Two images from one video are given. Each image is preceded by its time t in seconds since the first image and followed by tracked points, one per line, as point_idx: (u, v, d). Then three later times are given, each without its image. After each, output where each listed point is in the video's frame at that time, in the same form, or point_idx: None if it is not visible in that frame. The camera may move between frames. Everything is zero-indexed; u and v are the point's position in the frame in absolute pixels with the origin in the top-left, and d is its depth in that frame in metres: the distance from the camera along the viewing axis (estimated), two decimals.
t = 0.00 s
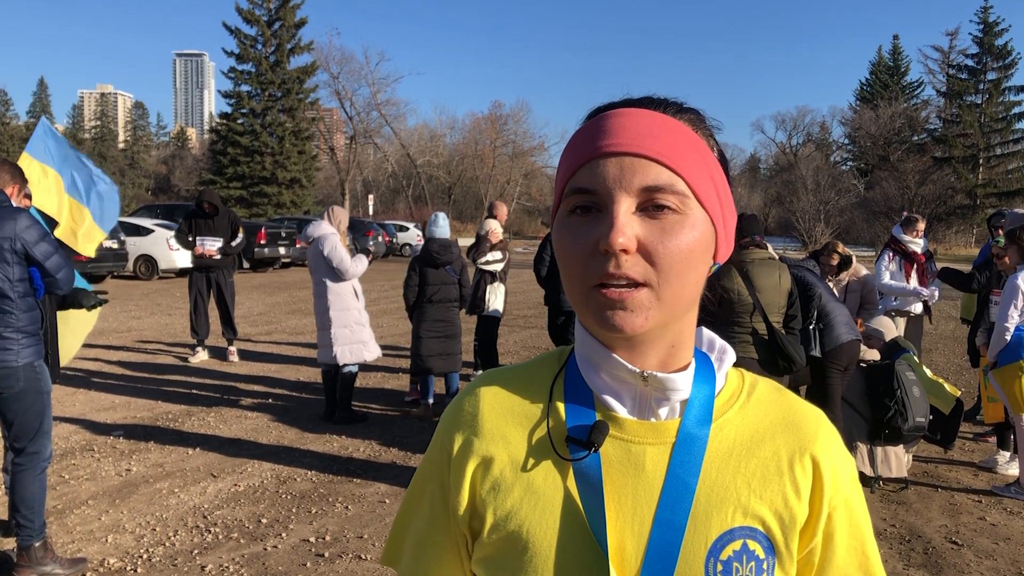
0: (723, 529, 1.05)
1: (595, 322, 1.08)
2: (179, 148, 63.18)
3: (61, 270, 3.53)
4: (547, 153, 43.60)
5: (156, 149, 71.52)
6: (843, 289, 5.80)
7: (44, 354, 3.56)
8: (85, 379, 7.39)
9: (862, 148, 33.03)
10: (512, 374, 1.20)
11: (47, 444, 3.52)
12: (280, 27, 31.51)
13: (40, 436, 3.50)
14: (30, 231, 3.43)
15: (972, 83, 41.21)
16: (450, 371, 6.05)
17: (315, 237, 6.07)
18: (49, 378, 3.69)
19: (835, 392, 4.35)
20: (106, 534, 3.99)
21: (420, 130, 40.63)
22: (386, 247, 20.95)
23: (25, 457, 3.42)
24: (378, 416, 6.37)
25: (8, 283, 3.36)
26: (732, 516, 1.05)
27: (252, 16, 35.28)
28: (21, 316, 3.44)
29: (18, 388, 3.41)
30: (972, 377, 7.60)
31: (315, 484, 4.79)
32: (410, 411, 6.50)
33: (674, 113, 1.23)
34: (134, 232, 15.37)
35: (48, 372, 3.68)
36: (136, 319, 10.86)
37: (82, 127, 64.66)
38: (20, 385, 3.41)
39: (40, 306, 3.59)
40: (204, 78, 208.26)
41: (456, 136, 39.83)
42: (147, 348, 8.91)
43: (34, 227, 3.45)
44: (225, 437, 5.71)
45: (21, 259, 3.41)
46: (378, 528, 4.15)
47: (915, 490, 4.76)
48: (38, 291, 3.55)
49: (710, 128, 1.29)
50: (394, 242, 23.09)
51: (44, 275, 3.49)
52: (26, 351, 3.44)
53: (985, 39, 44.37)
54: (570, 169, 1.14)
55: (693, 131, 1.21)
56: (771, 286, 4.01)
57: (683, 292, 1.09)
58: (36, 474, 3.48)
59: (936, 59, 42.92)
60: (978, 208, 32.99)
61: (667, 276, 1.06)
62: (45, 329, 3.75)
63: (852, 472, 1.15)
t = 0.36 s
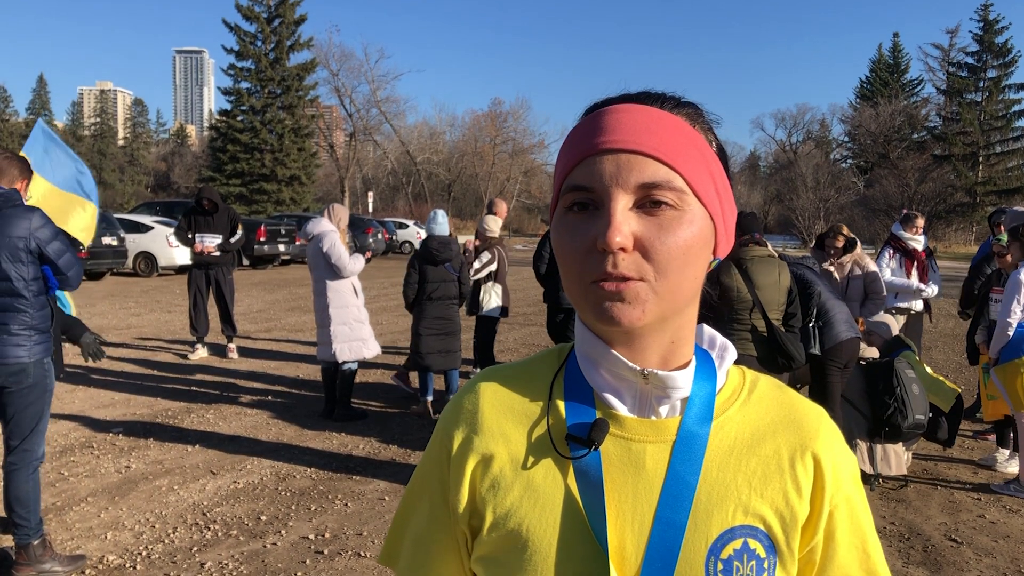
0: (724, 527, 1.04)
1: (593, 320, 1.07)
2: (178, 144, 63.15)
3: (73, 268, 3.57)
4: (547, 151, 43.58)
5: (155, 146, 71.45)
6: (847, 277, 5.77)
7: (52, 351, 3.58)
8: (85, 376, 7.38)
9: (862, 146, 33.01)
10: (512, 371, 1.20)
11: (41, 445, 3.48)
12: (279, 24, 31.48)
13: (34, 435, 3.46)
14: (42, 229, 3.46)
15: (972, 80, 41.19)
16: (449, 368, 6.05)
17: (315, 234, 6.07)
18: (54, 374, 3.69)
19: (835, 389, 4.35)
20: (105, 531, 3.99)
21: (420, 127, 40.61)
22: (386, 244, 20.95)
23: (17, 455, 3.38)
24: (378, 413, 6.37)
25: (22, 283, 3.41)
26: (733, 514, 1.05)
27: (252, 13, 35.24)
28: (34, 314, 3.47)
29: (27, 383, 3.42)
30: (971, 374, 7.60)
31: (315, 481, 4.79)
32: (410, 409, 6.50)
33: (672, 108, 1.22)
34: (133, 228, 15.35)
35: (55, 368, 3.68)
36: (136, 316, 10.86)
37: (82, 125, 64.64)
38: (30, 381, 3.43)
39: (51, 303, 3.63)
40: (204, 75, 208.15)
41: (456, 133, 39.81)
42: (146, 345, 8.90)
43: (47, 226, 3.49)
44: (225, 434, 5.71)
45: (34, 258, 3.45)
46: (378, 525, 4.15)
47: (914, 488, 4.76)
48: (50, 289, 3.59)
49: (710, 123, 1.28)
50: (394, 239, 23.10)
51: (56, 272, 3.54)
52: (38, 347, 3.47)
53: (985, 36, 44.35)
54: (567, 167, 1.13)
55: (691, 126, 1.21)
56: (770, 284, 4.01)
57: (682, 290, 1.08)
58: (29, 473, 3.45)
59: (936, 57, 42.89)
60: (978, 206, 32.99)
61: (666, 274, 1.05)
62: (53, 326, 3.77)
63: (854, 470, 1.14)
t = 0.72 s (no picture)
0: (725, 525, 1.05)
1: (593, 322, 1.08)
2: (177, 144, 63.13)
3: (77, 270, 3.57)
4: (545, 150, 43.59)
5: (153, 145, 71.37)
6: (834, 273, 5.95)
7: (54, 351, 3.57)
8: (83, 375, 7.37)
9: (860, 146, 33.04)
10: (511, 372, 1.20)
11: (39, 445, 3.46)
12: (278, 23, 31.46)
13: (33, 435, 3.45)
14: (48, 231, 3.47)
15: (971, 80, 41.23)
16: (449, 367, 6.06)
17: (315, 233, 6.05)
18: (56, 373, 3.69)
19: (832, 388, 4.36)
20: (104, 531, 3.98)
21: (419, 127, 40.60)
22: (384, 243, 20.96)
23: (16, 455, 3.36)
24: (377, 413, 6.37)
25: (26, 285, 3.42)
26: (733, 513, 1.05)
27: (250, 12, 35.21)
28: (36, 315, 3.47)
29: (29, 382, 3.42)
30: (970, 374, 7.61)
31: (313, 481, 4.79)
32: (409, 408, 6.50)
33: (667, 110, 1.22)
34: (132, 228, 15.32)
35: (56, 366, 3.68)
36: (134, 315, 10.85)
37: (80, 124, 64.58)
38: (31, 382, 3.42)
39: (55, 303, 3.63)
40: (203, 74, 208.13)
41: (455, 132, 39.80)
42: (145, 345, 8.89)
43: (53, 228, 3.49)
44: (224, 433, 5.71)
45: (38, 260, 3.46)
46: (377, 524, 4.15)
47: (913, 487, 4.76)
48: (54, 290, 3.59)
49: (704, 123, 1.28)
50: (393, 238, 23.10)
51: (61, 274, 3.54)
52: (39, 348, 3.46)
53: (983, 36, 44.39)
54: (565, 171, 1.13)
55: (687, 127, 1.21)
56: (768, 283, 3.99)
57: (681, 290, 1.08)
58: (27, 473, 3.42)
59: (934, 56, 42.92)
60: (976, 206, 33.01)
61: (665, 275, 1.05)
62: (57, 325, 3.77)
63: (851, 468, 1.15)
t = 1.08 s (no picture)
0: (718, 529, 1.05)
1: (590, 321, 1.08)
2: (176, 144, 63.06)
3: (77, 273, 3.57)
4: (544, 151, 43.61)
5: (151, 146, 71.28)
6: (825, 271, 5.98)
7: (53, 353, 3.57)
8: (82, 376, 7.36)
9: (859, 147, 33.07)
10: (507, 372, 1.20)
11: (38, 446, 3.46)
12: (276, 24, 31.45)
13: (32, 436, 3.44)
14: (47, 233, 3.47)
15: (969, 82, 41.31)
16: (446, 369, 6.06)
17: (315, 234, 6.06)
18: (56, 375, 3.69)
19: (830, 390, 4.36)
20: (102, 532, 3.98)
21: (417, 128, 40.60)
22: (383, 244, 20.95)
23: (15, 455, 3.36)
24: (375, 414, 6.37)
25: (26, 287, 3.42)
26: (727, 515, 1.05)
27: (249, 13, 35.20)
28: (36, 316, 3.47)
29: (28, 383, 3.42)
30: (968, 376, 7.62)
31: (311, 482, 4.79)
32: (407, 409, 6.50)
33: (667, 110, 1.22)
34: (131, 229, 15.31)
35: (54, 368, 3.68)
36: (132, 316, 10.85)
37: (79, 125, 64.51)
38: (30, 382, 3.42)
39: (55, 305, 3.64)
40: (202, 75, 208.15)
41: (453, 133, 39.81)
42: (143, 346, 8.88)
43: (52, 230, 3.49)
44: (222, 434, 5.71)
45: (38, 262, 3.46)
46: (375, 526, 4.15)
47: (911, 489, 4.77)
48: (54, 292, 3.60)
49: (704, 125, 1.28)
50: (391, 240, 23.11)
51: (60, 276, 3.54)
52: (39, 349, 3.46)
53: (981, 38, 44.46)
54: (563, 169, 1.14)
55: (686, 127, 1.21)
56: (766, 285, 4.00)
57: (678, 291, 1.08)
58: (27, 474, 3.42)
59: (933, 58, 43.00)
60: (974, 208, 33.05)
61: (662, 275, 1.06)
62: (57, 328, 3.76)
63: (847, 471, 1.15)
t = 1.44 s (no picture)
0: (716, 532, 1.05)
1: (587, 327, 1.08)
2: (175, 146, 63.07)
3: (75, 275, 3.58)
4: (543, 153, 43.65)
5: (150, 148, 71.24)
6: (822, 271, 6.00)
7: (51, 355, 3.56)
8: (80, 378, 7.35)
9: (857, 149, 33.11)
10: (506, 375, 1.20)
11: (37, 447, 3.45)
12: (275, 26, 31.46)
13: (31, 438, 3.44)
14: (48, 235, 3.47)
15: (967, 84, 41.40)
16: (445, 371, 6.06)
17: (315, 235, 6.06)
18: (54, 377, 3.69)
19: (828, 391, 4.37)
20: (100, 534, 3.97)
21: (416, 129, 40.63)
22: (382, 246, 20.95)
23: (14, 457, 3.35)
24: (374, 415, 6.37)
25: (26, 289, 3.42)
26: (725, 518, 1.06)
27: (248, 15, 35.23)
28: (35, 318, 3.46)
29: (28, 385, 3.41)
30: (966, 377, 7.64)
31: (310, 484, 4.78)
32: (406, 411, 6.50)
33: (666, 115, 1.23)
34: (129, 230, 15.31)
35: (53, 369, 3.68)
36: (130, 318, 10.83)
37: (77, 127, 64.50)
38: (29, 384, 3.42)
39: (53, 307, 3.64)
40: (201, 77, 208.23)
41: (452, 135, 39.84)
42: (141, 348, 8.87)
43: (52, 232, 3.49)
44: (221, 436, 5.70)
45: (37, 264, 3.46)
46: (374, 527, 4.15)
47: (909, 491, 4.77)
48: (53, 294, 3.60)
49: (704, 128, 1.29)
50: (389, 242, 23.08)
51: (58, 278, 3.55)
52: (38, 351, 3.45)
53: (979, 40, 44.55)
54: (561, 174, 1.14)
55: (685, 133, 1.22)
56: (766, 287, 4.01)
57: (676, 297, 1.09)
58: (25, 476, 3.41)
59: (931, 60, 43.09)
60: (972, 209, 33.08)
61: (658, 281, 1.06)
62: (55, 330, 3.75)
63: (847, 474, 1.15)
